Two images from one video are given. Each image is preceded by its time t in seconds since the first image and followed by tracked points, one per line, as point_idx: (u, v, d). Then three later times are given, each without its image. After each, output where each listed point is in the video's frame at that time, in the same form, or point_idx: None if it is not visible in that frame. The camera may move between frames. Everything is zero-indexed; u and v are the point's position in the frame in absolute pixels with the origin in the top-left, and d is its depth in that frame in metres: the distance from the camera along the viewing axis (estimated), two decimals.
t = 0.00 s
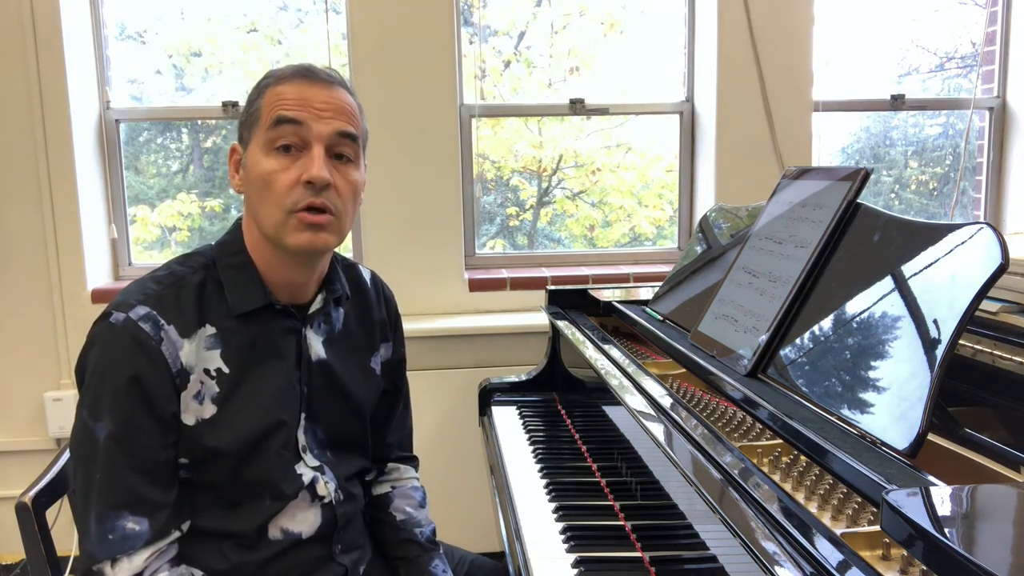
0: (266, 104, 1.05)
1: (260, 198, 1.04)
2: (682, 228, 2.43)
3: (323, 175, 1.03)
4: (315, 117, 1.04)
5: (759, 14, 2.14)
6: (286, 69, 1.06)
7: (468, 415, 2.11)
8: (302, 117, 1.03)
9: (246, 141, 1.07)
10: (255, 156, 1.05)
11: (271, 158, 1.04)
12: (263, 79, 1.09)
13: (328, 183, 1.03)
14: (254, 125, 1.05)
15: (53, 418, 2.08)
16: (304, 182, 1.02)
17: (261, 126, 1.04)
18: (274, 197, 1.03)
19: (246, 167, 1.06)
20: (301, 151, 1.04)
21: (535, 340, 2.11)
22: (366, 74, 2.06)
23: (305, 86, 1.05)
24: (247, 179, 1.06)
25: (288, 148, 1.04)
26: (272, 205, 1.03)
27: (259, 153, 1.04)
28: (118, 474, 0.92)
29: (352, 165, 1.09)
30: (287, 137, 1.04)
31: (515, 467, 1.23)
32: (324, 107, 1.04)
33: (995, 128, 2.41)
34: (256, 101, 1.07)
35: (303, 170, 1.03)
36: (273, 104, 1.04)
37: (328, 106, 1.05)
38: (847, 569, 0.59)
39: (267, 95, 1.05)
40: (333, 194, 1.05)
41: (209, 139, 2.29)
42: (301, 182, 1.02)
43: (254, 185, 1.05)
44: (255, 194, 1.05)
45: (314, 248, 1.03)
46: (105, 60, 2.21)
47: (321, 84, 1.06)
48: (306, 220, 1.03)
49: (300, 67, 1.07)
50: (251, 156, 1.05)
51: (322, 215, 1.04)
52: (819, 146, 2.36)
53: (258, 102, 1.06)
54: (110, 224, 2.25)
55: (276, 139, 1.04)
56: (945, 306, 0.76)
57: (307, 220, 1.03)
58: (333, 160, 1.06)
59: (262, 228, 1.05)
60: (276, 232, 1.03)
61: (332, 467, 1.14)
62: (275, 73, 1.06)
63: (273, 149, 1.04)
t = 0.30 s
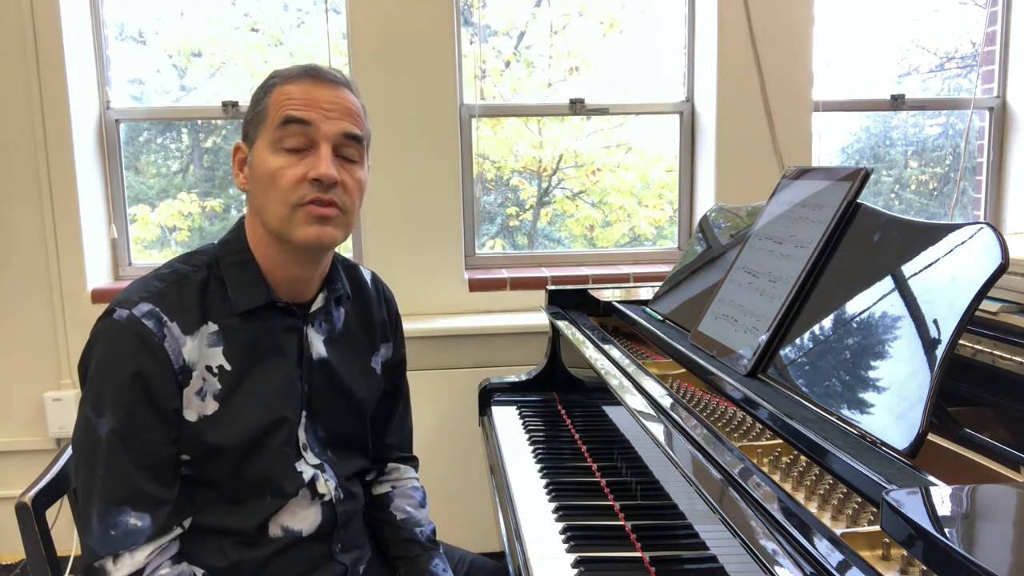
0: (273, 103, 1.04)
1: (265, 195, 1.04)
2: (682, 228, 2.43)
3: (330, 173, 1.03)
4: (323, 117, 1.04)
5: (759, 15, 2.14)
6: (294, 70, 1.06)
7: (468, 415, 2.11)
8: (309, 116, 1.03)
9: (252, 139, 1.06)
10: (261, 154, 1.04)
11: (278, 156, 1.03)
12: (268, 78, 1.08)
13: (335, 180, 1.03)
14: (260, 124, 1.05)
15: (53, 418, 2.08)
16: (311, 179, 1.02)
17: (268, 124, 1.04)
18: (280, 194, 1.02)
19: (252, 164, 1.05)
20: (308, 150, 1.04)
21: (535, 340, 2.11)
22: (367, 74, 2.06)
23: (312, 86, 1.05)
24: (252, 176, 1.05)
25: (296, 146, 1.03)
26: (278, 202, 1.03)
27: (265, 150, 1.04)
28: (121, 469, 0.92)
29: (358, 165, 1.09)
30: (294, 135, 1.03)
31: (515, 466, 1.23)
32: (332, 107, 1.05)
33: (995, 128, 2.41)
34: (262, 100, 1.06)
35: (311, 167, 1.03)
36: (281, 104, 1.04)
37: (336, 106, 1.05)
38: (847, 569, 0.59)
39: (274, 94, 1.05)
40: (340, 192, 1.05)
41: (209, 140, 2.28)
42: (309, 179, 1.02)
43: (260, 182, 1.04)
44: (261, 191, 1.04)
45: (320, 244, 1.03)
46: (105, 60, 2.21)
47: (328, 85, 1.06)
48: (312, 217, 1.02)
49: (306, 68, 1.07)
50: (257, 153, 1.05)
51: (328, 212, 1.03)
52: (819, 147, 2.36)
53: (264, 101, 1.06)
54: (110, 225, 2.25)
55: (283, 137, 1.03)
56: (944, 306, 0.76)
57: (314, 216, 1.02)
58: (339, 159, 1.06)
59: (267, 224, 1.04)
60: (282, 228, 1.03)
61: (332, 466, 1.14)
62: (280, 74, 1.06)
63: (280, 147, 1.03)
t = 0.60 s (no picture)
0: (299, 102, 1.04)
1: (290, 190, 1.03)
2: (682, 228, 2.43)
3: (359, 172, 1.03)
4: (350, 117, 1.05)
5: (760, 15, 2.14)
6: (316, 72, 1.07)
7: (468, 415, 2.11)
8: (338, 116, 1.04)
9: (275, 135, 1.05)
10: (286, 149, 1.04)
11: (305, 152, 1.03)
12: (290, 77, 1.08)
13: (362, 179, 1.04)
14: (285, 121, 1.04)
15: (53, 418, 2.07)
16: (340, 176, 1.02)
17: (295, 121, 1.04)
18: (307, 189, 1.02)
19: (275, 160, 1.04)
20: (334, 148, 1.04)
21: (535, 340, 2.11)
22: (367, 73, 2.06)
23: (336, 87, 1.05)
24: (275, 171, 1.04)
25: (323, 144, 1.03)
26: (304, 197, 1.02)
27: (291, 147, 1.03)
28: (129, 462, 0.92)
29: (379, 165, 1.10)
30: (322, 133, 1.03)
31: (515, 467, 1.22)
32: (358, 108, 1.05)
33: (995, 128, 2.41)
34: (286, 98, 1.06)
35: (339, 164, 1.03)
36: (307, 103, 1.04)
37: (361, 108, 1.06)
38: (847, 569, 0.59)
39: (300, 92, 1.05)
40: (365, 190, 1.05)
41: (208, 139, 2.28)
42: (337, 176, 1.02)
43: (285, 177, 1.03)
44: (285, 186, 1.03)
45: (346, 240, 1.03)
46: (105, 60, 2.21)
47: (351, 88, 1.07)
48: (340, 214, 1.03)
49: (328, 70, 1.08)
50: (281, 149, 1.04)
51: (354, 208, 1.04)
52: (819, 147, 2.36)
53: (288, 100, 1.05)
54: (110, 224, 2.25)
55: (311, 134, 1.03)
56: (945, 306, 0.76)
57: (341, 212, 1.02)
58: (364, 159, 1.07)
59: (289, 219, 1.04)
60: (307, 223, 1.03)
61: (333, 465, 1.14)
62: (302, 75, 1.06)
63: (307, 144, 1.03)
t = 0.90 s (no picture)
0: (342, 104, 1.05)
1: (329, 187, 1.03)
2: (682, 228, 2.43)
3: (400, 175, 1.06)
4: (389, 122, 1.08)
5: (760, 15, 2.14)
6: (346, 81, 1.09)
7: (468, 415, 2.11)
8: (381, 121, 1.06)
9: (312, 134, 1.05)
10: (327, 147, 1.03)
11: (347, 151, 1.03)
12: (324, 82, 1.10)
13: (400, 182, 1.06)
14: (325, 120, 1.05)
15: (53, 418, 2.07)
16: (382, 176, 1.04)
17: (338, 122, 1.04)
18: (349, 187, 1.03)
19: (313, 157, 1.03)
20: (374, 150, 1.06)
21: (535, 339, 2.11)
22: (366, 73, 2.06)
23: (373, 96, 1.08)
24: (312, 167, 1.03)
25: (365, 144, 1.04)
26: (346, 195, 1.03)
27: (333, 144, 1.03)
28: (140, 448, 0.89)
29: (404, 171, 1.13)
30: (365, 135, 1.05)
31: (516, 466, 1.22)
32: (393, 117, 1.08)
33: (995, 127, 2.41)
34: (324, 100, 1.06)
35: (379, 165, 1.05)
36: (349, 106, 1.05)
37: (397, 118, 1.09)
38: (847, 569, 0.59)
39: (341, 96, 1.06)
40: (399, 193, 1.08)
41: (208, 139, 2.28)
42: (380, 176, 1.04)
43: (325, 174, 1.03)
44: (324, 182, 1.03)
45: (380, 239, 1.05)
46: (105, 60, 2.21)
47: (382, 97, 1.10)
48: (378, 213, 1.04)
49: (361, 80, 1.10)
50: (321, 145, 1.03)
51: (390, 209, 1.06)
52: (819, 147, 2.36)
53: (327, 102, 1.06)
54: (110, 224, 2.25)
55: (354, 135, 1.04)
56: (945, 306, 0.76)
57: (379, 211, 1.04)
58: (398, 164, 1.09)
59: (326, 216, 1.03)
60: (346, 220, 1.03)
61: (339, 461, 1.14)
62: (336, 83, 1.08)
63: (350, 143, 1.04)
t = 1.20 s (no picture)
0: (349, 108, 1.06)
1: (343, 189, 1.04)
2: (682, 228, 2.43)
3: (407, 177, 1.08)
4: (393, 126, 1.09)
5: (760, 15, 2.14)
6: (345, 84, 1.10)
7: (467, 414, 2.11)
8: (387, 125, 1.08)
9: (319, 136, 1.05)
10: (338, 150, 1.04)
11: (357, 154, 1.04)
12: (324, 84, 1.10)
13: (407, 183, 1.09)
14: (332, 123, 1.05)
15: (53, 419, 2.08)
16: (393, 178, 1.06)
17: (346, 125, 1.05)
18: (361, 189, 1.04)
19: (324, 159, 1.04)
20: (382, 153, 1.07)
21: (535, 339, 2.11)
22: (367, 73, 2.06)
23: (376, 99, 1.09)
24: (323, 169, 1.04)
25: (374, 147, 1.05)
26: (360, 196, 1.04)
27: (342, 147, 1.04)
28: (177, 443, 0.86)
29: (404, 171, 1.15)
30: (374, 137, 1.06)
31: (516, 466, 1.23)
32: (396, 119, 1.10)
33: (995, 127, 2.41)
34: (330, 102, 1.07)
35: (389, 166, 1.06)
36: (356, 110, 1.06)
37: (399, 121, 1.11)
38: (847, 569, 0.59)
39: (346, 99, 1.07)
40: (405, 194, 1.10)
41: (209, 139, 2.28)
42: (390, 178, 1.05)
43: (338, 177, 1.03)
44: (336, 184, 1.04)
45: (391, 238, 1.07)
46: (104, 60, 2.21)
47: (384, 100, 1.11)
48: (389, 214, 1.06)
49: (361, 84, 1.11)
50: (331, 148, 1.04)
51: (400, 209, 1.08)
52: (819, 147, 2.36)
53: (334, 104, 1.07)
54: (110, 225, 2.25)
55: (362, 137, 1.05)
56: (945, 306, 0.76)
57: (390, 212, 1.06)
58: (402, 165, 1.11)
59: (340, 218, 1.04)
60: (360, 221, 1.05)
61: (343, 457, 1.14)
62: (339, 86, 1.09)
63: (359, 146, 1.05)
